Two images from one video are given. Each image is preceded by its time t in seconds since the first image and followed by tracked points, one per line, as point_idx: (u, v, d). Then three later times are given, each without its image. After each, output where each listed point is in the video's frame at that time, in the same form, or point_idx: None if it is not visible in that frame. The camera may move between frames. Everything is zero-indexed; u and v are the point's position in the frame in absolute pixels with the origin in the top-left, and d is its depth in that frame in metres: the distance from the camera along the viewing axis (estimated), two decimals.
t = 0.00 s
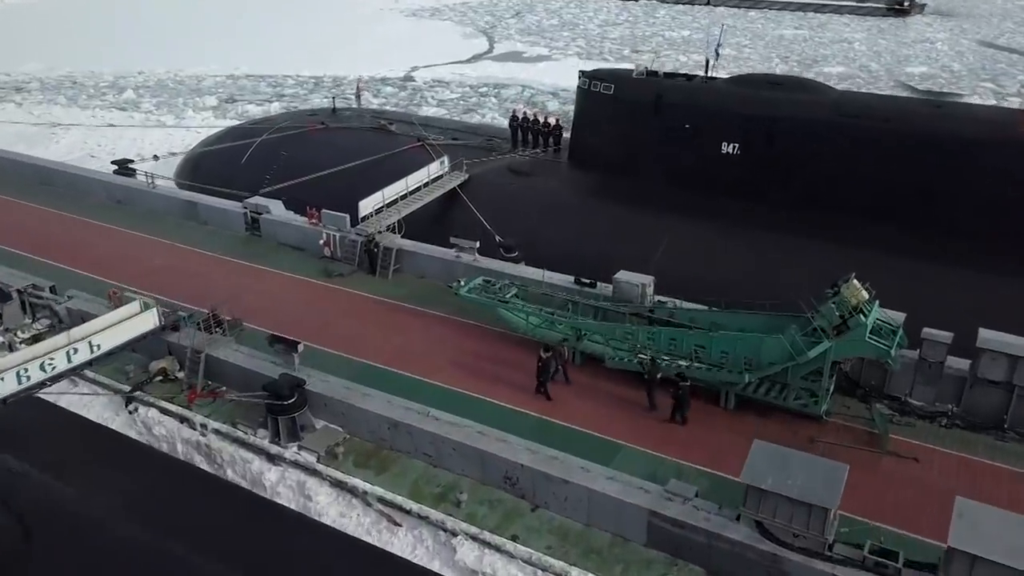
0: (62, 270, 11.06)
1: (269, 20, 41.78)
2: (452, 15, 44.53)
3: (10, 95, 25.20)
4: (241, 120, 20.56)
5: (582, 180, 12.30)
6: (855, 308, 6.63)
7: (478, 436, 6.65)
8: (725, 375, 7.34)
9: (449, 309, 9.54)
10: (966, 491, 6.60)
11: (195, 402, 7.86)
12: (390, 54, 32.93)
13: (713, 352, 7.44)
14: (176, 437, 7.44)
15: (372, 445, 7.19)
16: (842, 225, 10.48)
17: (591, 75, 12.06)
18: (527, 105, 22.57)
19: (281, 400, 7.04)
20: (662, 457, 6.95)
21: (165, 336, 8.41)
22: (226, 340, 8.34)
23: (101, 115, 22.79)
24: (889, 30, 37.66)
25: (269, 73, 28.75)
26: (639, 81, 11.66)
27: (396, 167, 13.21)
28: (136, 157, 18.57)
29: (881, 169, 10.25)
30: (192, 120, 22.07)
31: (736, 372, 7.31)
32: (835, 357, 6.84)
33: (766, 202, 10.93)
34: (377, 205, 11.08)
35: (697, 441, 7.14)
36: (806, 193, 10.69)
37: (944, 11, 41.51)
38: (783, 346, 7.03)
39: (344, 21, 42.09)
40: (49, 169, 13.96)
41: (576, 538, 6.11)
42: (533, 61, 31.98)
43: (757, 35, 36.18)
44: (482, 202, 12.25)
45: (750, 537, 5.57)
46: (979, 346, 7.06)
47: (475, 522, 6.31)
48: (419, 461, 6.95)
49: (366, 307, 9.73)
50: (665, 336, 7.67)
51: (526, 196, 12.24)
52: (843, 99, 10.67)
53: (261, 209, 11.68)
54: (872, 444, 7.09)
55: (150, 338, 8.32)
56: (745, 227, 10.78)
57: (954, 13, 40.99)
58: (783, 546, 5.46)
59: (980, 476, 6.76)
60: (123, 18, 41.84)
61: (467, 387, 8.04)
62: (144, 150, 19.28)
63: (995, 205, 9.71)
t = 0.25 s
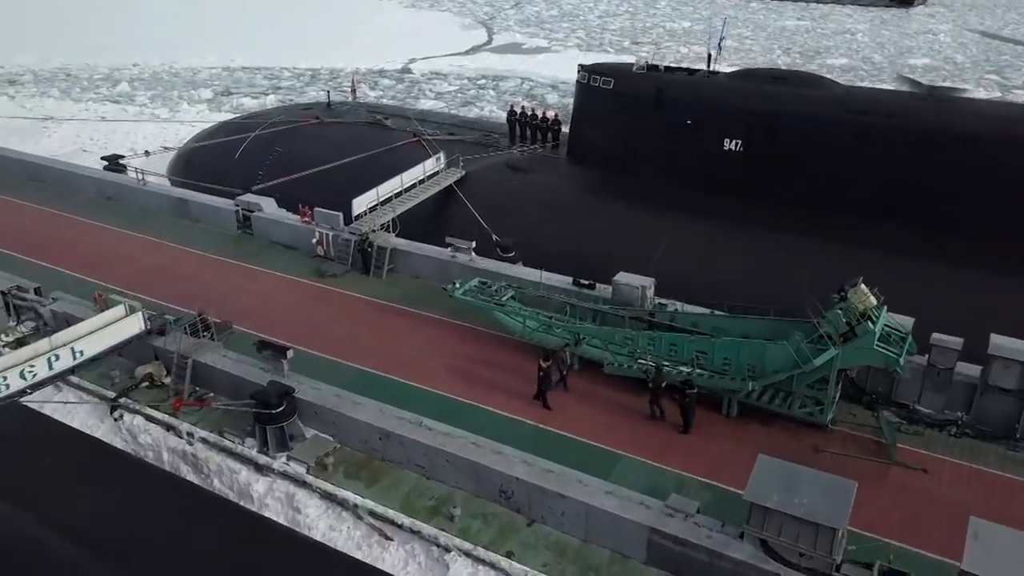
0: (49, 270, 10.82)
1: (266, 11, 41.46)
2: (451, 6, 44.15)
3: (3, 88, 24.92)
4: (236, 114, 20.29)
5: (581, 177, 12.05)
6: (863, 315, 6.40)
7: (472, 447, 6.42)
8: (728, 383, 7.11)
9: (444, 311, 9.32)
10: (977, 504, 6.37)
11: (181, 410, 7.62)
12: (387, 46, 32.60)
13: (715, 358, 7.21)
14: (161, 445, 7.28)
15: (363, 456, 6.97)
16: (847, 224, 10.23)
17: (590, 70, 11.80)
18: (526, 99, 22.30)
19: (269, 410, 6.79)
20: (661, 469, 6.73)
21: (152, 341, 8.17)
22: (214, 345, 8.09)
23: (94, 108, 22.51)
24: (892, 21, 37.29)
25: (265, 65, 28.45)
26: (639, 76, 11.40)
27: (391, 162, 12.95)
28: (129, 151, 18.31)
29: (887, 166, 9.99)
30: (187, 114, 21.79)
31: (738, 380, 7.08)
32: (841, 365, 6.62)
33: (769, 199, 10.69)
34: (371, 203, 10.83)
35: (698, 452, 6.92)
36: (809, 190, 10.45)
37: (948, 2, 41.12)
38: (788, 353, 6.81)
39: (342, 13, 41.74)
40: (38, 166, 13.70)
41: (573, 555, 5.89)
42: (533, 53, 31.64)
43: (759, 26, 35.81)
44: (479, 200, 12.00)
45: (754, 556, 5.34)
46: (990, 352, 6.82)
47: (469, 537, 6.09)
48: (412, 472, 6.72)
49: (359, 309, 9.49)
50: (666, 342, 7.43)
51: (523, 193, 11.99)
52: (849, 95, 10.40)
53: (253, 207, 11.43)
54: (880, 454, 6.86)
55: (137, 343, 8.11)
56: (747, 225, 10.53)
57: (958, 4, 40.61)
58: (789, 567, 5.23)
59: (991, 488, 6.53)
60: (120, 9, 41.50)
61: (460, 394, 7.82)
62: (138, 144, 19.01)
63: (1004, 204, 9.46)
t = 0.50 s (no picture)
0: (33, 270, 10.55)
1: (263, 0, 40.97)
2: None
3: None
4: (230, 106, 19.96)
5: (580, 173, 11.76)
6: (872, 323, 6.13)
7: (464, 461, 6.17)
8: (731, 392, 6.86)
9: (438, 313, 9.06)
10: (990, 519, 6.14)
11: (163, 419, 7.34)
12: (385, 36, 32.20)
13: (718, 366, 6.95)
14: (144, 455, 7.09)
15: (352, 467, 6.71)
16: (854, 223, 9.95)
17: (589, 63, 11.48)
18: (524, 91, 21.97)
19: (254, 420, 6.53)
20: (661, 482, 6.49)
21: (135, 346, 7.87)
22: (199, 350, 7.79)
23: (86, 100, 22.16)
24: (896, 10, 36.81)
25: (261, 56, 28.07)
26: (640, 69, 11.08)
27: (386, 157, 12.65)
28: (120, 144, 18.00)
29: (895, 163, 9.70)
30: (180, 106, 21.45)
31: (741, 389, 6.82)
32: (849, 375, 6.36)
33: (772, 197, 10.41)
34: (364, 200, 10.54)
35: (700, 464, 6.67)
36: (814, 188, 10.17)
37: None
38: (793, 362, 6.55)
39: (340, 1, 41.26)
40: (24, 160, 13.41)
41: None
42: (532, 43, 31.25)
43: (761, 15, 35.38)
44: (475, 196, 11.72)
45: None
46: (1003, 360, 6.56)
47: (461, 555, 5.85)
48: (402, 486, 6.47)
49: (349, 311, 9.22)
50: (667, 349, 7.17)
51: (521, 189, 11.71)
52: (856, 89, 10.10)
53: (243, 204, 11.15)
54: (888, 466, 6.61)
55: (120, 349, 7.85)
56: (750, 224, 10.26)
57: None
58: None
59: (1004, 502, 6.29)
60: None
61: (454, 402, 7.57)
62: (129, 137, 18.69)
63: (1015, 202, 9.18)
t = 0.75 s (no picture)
0: (19, 270, 10.32)
1: None
2: None
3: None
4: (225, 100, 19.68)
5: (579, 169, 11.52)
6: (880, 331, 5.91)
7: (457, 473, 5.97)
8: (733, 400, 6.64)
9: (432, 315, 8.84)
10: (1001, 533, 5.93)
11: (146, 428, 7.11)
12: (383, 27, 31.85)
13: (720, 373, 6.72)
14: (128, 465, 6.85)
15: (342, 478, 6.51)
16: (859, 221, 9.72)
17: (589, 57, 11.21)
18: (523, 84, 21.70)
19: (240, 430, 6.34)
20: (661, 494, 6.28)
21: (120, 351, 7.66)
22: (186, 356, 7.60)
23: (79, 93, 21.87)
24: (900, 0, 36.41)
25: (256, 47, 27.75)
26: (641, 63, 10.81)
27: (381, 153, 12.39)
28: (113, 139, 17.75)
29: (902, 160, 9.45)
30: (174, 99, 21.16)
31: (744, 397, 6.60)
32: (856, 384, 6.14)
33: (776, 196, 10.18)
34: (358, 198, 10.30)
35: (702, 475, 6.46)
36: (819, 186, 9.93)
37: None
38: (798, 370, 6.33)
39: None
40: (13, 156, 13.15)
41: None
42: (531, 33, 30.91)
43: (763, 5, 34.99)
44: (472, 193, 11.49)
45: None
46: (1014, 368, 6.33)
47: (454, 572, 5.64)
48: (394, 498, 6.27)
49: (342, 313, 9.00)
50: (667, 355, 6.95)
51: (519, 186, 11.48)
52: (862, 83, 9.83)
53: (235, 201, 10.91)
54: (895, 477, 6.40)
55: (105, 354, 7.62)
56: (752, 223, 10.04)
57: None
58: None
59: (1016, 516, 6.09)
60: None
61: (447, 408, 7.37)
62: (122, 130, 18.44)
63: None
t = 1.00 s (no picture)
0: (5, 270, 10.10)
1: None
2: None
3: None
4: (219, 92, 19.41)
5: (577, 166, 11.29)
6: (888, 340, 5.69)
7: (450, 487, 5.76)
8: (736, 409, 6.43)
9: (427, 317, 8.63)
10: (1013, 548, 5.73)
11: (130, 438, 6.90)
12: (381, 18, 31.51)
13: (722, 381, 6.51)
14: (112, 474, 6.66)
15: (331, 490, 6.30)
16: (864, 220, 9.49)
17: (588, 50, 10.96)
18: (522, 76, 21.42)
19: (226, 441, 6.12)
20: (661, 507, 6.08)
21: (104, 356, 7.44)
22: (172, 361, 7.37)
23: (72, 85, 21.60)
24: None
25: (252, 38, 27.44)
26: (641, 56, 10.54)
27: (376, 149, 12.15)
28: (105, 133, 17.50)
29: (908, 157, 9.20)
30: (168, 91, 20.88)
31: (747, 406, 6.39)
32: (862, 394, 5.93)
33: (778, 194, 9.96)
34: (351, 195, 10.08)
35: (703, 487, 6.26)
36: (823, 183, 9.70)
37: None
38: (803, 379, 6.11)
39: None
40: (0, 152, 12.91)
41: None
42: (529, 23, 30.58)
43: None
44: (468, 190, 11.26)
45: None
46: None
47: None
48: (385, 511, 6.07)
49: (334, 315, 8.77)
50: (667, 361, 6.73)
51: (516, 183, 11.25)
52: (868, 77, 9.56)
53: (226, 199, 10.68)
54: (903, 490, 6.20)
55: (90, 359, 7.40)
56: (754, 222, 9.82)
57: None
58: None
59: None
60: None
61: (441, 415, 7.17)
62: (115, 124, 18.19)
63: None
